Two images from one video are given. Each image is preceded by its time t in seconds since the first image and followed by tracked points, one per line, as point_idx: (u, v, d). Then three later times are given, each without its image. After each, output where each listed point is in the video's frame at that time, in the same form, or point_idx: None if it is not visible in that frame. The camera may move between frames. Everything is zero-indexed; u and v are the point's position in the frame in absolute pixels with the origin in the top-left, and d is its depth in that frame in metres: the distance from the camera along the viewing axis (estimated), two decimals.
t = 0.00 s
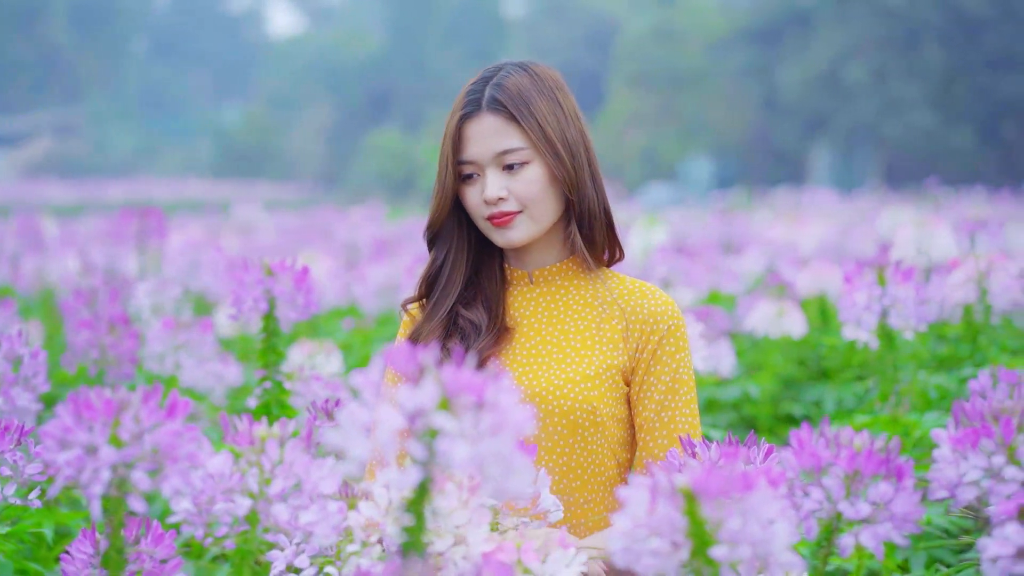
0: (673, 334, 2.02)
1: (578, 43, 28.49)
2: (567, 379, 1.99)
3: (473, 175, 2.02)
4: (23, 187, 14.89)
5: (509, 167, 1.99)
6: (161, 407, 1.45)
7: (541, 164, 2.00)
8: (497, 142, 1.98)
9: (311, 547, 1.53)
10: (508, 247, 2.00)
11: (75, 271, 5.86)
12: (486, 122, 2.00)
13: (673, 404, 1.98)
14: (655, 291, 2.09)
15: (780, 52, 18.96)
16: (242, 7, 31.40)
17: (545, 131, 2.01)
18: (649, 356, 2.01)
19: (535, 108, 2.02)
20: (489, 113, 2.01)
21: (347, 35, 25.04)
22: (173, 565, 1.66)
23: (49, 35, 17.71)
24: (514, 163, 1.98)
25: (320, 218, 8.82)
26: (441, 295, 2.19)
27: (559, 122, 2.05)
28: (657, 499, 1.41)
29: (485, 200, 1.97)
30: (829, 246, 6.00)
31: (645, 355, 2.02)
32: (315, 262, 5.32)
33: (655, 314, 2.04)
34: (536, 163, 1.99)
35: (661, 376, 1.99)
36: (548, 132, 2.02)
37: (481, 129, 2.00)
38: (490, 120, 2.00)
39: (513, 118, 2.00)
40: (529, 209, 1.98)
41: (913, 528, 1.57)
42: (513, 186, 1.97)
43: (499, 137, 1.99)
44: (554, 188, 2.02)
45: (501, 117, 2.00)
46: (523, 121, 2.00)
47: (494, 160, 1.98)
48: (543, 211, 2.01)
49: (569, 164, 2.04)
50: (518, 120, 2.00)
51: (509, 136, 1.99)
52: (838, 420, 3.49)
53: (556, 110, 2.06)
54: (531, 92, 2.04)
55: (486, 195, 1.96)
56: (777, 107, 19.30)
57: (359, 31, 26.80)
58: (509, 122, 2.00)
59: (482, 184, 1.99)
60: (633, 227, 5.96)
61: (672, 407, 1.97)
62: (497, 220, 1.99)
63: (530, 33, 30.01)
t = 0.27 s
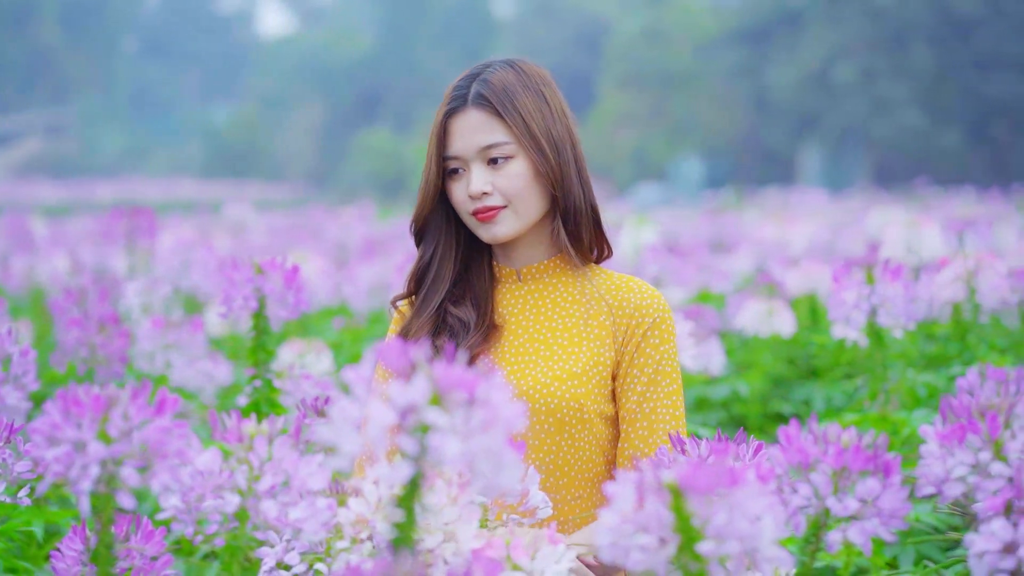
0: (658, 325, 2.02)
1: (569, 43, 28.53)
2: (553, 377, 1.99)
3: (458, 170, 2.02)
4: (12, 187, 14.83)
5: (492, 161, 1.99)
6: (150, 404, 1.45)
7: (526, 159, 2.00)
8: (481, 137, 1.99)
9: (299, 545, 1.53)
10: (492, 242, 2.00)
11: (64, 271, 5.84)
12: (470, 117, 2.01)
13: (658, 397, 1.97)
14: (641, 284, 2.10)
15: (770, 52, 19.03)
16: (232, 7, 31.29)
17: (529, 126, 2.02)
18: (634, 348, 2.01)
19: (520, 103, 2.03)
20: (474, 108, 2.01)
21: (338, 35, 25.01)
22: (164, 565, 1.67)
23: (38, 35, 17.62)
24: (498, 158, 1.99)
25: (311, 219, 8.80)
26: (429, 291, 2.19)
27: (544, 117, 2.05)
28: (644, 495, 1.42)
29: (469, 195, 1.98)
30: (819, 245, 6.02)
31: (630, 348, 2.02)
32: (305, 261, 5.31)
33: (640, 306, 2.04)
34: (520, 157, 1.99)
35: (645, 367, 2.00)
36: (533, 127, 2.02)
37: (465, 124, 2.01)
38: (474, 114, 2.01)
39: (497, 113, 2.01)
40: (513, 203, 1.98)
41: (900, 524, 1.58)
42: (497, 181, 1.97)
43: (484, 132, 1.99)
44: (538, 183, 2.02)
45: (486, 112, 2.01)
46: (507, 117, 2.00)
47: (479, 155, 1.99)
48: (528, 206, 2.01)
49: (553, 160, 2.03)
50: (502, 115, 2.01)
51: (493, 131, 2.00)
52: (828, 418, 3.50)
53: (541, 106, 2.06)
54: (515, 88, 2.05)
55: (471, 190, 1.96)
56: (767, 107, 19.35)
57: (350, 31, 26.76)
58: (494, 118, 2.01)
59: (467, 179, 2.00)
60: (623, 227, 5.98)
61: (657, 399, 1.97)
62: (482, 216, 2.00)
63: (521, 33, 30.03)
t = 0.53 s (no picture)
0: (643, 320, 2.01)
1: (562, 45, 28.57)
2: (540, 375, 1.99)
3: (446, 167, 2.03)
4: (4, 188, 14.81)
5: (479, 157, 2.00)
6: (141, 402, 1.45)
7: (512, 155, 2.00)
8: (468, 133, 2.00)
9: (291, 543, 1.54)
10: (478, 238, 2.01)
11: (57, 271, 5.84)
12: (458, 113, 2.02)
13: (643, 391, 1.96)
14: (627, 281, 2.09)
15: (763, 54, 19.10)
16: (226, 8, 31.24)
17: (515, 122, 2.02)
18: (618, 344, 2.00)
19: (507, 100, 2.03)
20: (462, 104, 2.02)
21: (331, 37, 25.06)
22: (154, 563, 1.68)
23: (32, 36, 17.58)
24: (485, 154, 1.99)
25: (305, 219, 8.81)
26: (419, 290, 2.20)
27: (531, 114, 2.05)
28: (633, 492, 1.44)
29: (455, 190, 1.99)
30: (811, 246, 6.06)
31: (615, 344, 2.01)
32: (298, 261, 5.32)
33: (626, 303, 2.03)
34: (506, 154, 2.00)
35: (630, 362, 1.98)
36: (518, 123, 2.02)
37: (453, 121, 2.02)
38: (463, 111, 2.02)
39: (484, 109, 2.01)
40: (499, 200, 1.99)
41: (890, 522, 1.59)
42: (483, 177, 1.98)
43: (470, 128, 2.00)
44: (524, 180, 2.01)
45: (473, 108, 2.02)
46: (493, 113, 2.01)
47: (465, 151, 2.00)
48: (514, 202, 2.01)
49: (541, 157, 2.03)
50: (489, 111, 2.01)
51: (480, 127, 2.00)
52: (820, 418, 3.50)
53: (528, 103, 2.06)
54: (503, 85, 2.05)
55: (457, 185, 1.97)
56: (760, 108, 19.40)
57: (343, 33, 26.81)
58: (481, 113, 2.01)
59: (454, 175, 2.01)
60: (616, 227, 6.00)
61: (642, 395, 1.96)
62: (469, 211, 2.00)
63: (514, 34, 30.05)
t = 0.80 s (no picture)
0: (628, 318, 2.02)
1: (558, 45, 28.57)
2: (526, 374, 2.00)
3: (435, 164, 2.05)
4: None
5: (466, 154, 2.01)
6: (132, 400, 1.46)
7: (500, 153, 2.01)
8: (456, 130, 2.01)
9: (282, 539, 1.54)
10: (465, 236, 2.02)
11: (51, 271, 5.84)
12: (447, 111, 2.04)
13: (627, 390, 1.97)
14: (614, 278, 2.09)
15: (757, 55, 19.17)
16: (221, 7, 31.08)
17: (503, 120, 2.03)
18: (604, 343, 2.01)
19: (495, 98, 2.04)
20: (451, 102, 2.04)
21: (326, 36, 25.05)
22: (146, 561, 1.68)
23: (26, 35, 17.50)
24: (473, 151, 2.00)
25: (298, 219, 8.81)
26: (409, 287, 2.22)
27: (520, 111, 2.06)
28: (621, 491, 1.45)
29: (443, 186, 2.00)
30: (805, 246, 6.08)
31: (600, 343, 2.01)
32: (292, 261, 5.32)
33: (612, 300, 2.04)
34: (493, 152, 2.01)
35: (614, 360, 1.99)
36: (506, 121, 2.03)
37: (442, 119, 2.04)
38: (451, 109, 2.04)
39: (472, 108, 2.03)
40: (486, 197, 2.00)
41: (878, 519, 1.60)
42: (470, 174, 1.99)
43: (458, 125, 2.02)
44: (512, 177, 2.02)
45: (462, 106, 2.03)
46: (481, 111, 2.02)
47: (453, 149, 2.01)
48: (502, 200, 2.01)
49: (529, 154, 2.04)
50: (476, 109, 2.02)
51: (468, 124, 2.02)
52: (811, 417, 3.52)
53: (518, 101, 2.07)
54: (493, 83, 2.06)
55: (445, 182, 1.98)
56: (755, 109, 19.43)
57: (337, 32, 26.79)
58: (469, 112, 2.03)
59: (441, 173, 2.02)
60: (611, 226, 6.02)
61: (628, 394, 1.96)
62: (457, 209, 2.01)
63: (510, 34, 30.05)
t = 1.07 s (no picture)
0: (613, 317, 2.02)
1: (554, 45, 28.60)
2: (514, 375, 2.01)
3: (425, 163, 2.06)
4: None
5: (455, 153, 2.02)
6: (123, 399, 1.46)
7: (487, 152, 2.01)
8: (446, 128, 2.02)
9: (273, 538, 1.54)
10: (453, 234, 2.02)
11: (46, 270, 5.83)
12: (437, 110, 2.05)
13: (613, 390, 1.97)
14: (602, 277, 2.10)
15: (753, 54, 19.29)
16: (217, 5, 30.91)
17: (492, 119, 2.03)
18: (588, 341, 2.02)
19: (485, 98, 2.04)
20: (441, 101, 2.05)
21: (322, 35, 24.98)
22: (138, 560, 1.69)
23: (23, 35, 17.47)
24: (461, 150, 2.01)
25: (294, 219, 8.82)
26: (400, 285, 2.23)
27: (509, 111, 2.07)
28: (608, 490, 1.46)
29: (431, 185, 2.01)
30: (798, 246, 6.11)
31: (585, 343, 2.02)
32: (286, 261, 5.32)
33: (597, 300, 2.04)
34: (481, 150, 2.01)
35: (597, 358, 2.00)
36: (495, 120, 2.03)
37: (432, 117, 2.04)
38: (441, 107, 2.04)
39: (461, 107, 2.04)
40: (474, 195, 2.00)
41: (863, 516, 1.63)
42: (458, 172, 2.00)
43: (447, 124, 2.02)
44: (499, 176, 2.02)
45: (451, 105, 2.04)
46: (470, 110, 2.03)
47: (442, 148, 2.02)
48: (489, 199, 2.02)
49: (516, 154, 2.04)
50: (466, 108, 2.03)
51: (457, 123, 2.02)
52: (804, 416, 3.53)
53: (508, 101, 2.07)
54: (482, 83, 2.07)
55: (433, 180, 1.99)
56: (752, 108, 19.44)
57: (334, 32, 26.74)
58: (459, 111, 2.03)
59: (431, 171, 2.03)
60: (606, 226, 6.06)
61: (613, 394, 1.97)
62: (445, 208, 2.02)
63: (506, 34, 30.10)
